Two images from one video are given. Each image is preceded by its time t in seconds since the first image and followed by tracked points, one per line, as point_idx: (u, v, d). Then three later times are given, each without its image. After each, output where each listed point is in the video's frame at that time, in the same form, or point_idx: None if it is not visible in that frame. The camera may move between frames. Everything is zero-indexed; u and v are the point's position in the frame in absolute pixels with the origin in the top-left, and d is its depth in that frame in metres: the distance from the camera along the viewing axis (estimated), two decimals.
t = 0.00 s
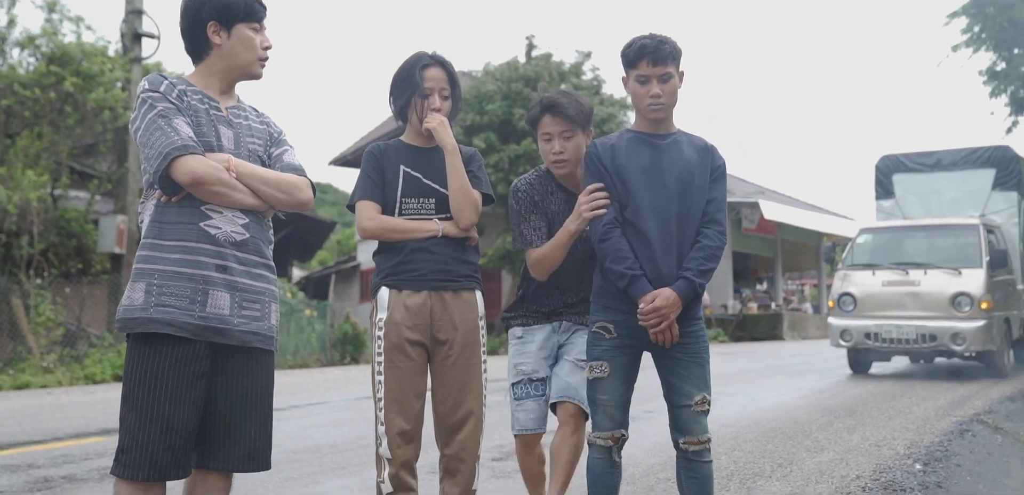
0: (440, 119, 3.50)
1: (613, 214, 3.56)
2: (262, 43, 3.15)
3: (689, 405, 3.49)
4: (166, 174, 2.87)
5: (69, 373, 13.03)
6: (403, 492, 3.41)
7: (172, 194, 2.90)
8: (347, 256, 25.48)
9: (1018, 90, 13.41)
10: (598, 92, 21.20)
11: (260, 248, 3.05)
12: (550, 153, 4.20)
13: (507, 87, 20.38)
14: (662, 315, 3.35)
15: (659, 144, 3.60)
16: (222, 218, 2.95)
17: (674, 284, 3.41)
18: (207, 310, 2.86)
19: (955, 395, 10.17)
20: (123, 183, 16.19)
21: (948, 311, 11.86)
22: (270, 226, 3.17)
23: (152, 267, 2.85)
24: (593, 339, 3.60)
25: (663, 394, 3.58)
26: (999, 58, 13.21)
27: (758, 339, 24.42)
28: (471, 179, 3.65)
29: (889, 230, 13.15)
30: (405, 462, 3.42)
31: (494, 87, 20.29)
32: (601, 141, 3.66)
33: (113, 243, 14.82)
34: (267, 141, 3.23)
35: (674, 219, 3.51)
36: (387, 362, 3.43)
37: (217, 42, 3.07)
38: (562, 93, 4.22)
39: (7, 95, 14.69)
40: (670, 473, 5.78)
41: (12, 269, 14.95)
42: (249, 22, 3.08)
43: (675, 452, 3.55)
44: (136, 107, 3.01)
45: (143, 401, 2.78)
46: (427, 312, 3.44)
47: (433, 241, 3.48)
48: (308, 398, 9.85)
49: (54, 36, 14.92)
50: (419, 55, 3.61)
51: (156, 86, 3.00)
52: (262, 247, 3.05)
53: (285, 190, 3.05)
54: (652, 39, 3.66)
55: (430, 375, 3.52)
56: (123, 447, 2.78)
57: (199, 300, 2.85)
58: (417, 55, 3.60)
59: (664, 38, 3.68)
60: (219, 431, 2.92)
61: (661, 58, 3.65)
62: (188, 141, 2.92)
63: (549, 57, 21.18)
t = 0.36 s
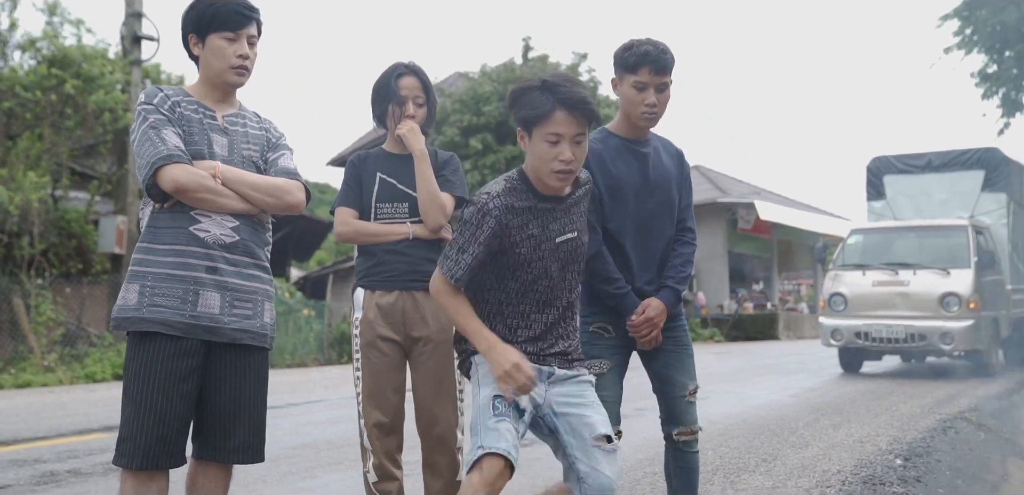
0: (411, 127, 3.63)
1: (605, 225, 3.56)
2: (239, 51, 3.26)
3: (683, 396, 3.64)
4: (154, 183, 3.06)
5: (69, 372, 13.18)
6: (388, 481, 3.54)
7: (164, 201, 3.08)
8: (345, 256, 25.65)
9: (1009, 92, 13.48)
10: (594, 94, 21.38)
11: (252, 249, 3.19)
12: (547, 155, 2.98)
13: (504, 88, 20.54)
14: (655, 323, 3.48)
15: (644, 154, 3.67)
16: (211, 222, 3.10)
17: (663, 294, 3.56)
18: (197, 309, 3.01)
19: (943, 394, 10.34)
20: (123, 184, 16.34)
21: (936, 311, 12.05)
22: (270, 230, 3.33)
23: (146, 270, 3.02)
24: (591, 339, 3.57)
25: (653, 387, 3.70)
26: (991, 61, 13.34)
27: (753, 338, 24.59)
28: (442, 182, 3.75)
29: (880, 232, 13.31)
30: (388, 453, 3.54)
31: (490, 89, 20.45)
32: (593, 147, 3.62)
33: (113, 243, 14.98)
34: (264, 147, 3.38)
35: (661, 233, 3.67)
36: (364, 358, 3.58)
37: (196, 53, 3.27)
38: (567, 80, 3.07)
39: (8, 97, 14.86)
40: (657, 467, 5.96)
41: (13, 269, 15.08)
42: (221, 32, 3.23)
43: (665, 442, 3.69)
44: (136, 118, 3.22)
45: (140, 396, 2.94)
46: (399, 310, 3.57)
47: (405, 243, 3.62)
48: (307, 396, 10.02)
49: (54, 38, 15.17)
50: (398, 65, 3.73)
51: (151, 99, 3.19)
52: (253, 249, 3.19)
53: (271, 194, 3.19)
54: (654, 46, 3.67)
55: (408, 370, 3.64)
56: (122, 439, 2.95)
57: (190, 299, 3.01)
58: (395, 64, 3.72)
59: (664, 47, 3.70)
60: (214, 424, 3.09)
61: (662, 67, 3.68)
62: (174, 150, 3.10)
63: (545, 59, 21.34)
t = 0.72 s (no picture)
0: (395, 124, 3.81)
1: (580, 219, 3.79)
2: (233, 54, 3.43)
3: (660, 382, 3.90)
4: (155, 179, 3.23)
5: (71, 369, 13.35)
6: (378, 462, 3.68)
7: (164, 196, 3.25)
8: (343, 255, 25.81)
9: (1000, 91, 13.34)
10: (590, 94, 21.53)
11: (248, 241, 3.36)
12: (659, 226, 2.63)
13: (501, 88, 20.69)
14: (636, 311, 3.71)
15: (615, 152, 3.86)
16: (209, 215, 3.27)
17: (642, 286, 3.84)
18: (196, 297, 3.18)
19: (930, 388, 10.52)
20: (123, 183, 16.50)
21: (926, 307, 12.21)
22: (266, 222, 3.50)
23: (148, 259, 3.19)
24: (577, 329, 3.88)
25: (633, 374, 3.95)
26: (984, 60, 13.11)
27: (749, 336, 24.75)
28: (426, 177, 3.93)
29: (871, 229, 13.48)
30: (377, 435, 3.71)
31: (487, 89, 20.59)
32: (562, 148, 3.83)
33: (114, 242, 15.16)
34: (260, 144, 3.56)
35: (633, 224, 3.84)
36: (352, 346, 3.75)
37: (194, 56, 3.44)
38: (708, 141, 2.65)
39: (10, 97, 15.04)
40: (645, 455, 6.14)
41: (14, 268, 15.23)
42: (215, 36, 3.41)
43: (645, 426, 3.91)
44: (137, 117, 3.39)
45: (142, 378, 3.10)
46: (385, 300, 3.72)
47: (391, 236, 3.78)
48: (305, 391, 10.18)
49: (55, 39, 15.41)
50: (380, 66, 3.91)
51: (152, 99, 3.36)
52: (249, 240, 3.36)
53: (268, 188, 3.37)
54: (612, 48, 3.79)
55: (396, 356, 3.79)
56: (126, 419, 3.11)
57: (189, 288, 3.17)
58: (378, 66, 3.90)
59: (623, 48, 3.81)
60: (213, 404, 3.25)
61: (622, 68, 3.79)
62: (173, 147, 3.27)
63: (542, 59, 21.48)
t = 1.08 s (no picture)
0: (389, 85, 3.93)
1: (558, 172, 3.79)
2: (224, 15, 3.55)
3: (639, 333, 3.72)
4: (152, 134, 3.36)
5: (70, 340, 13.52)
6: (372, 409, 3.83)
7: (160, 150, 3.38)
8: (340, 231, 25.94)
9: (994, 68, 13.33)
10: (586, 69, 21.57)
11: (243, 194, 3.51)
12: (722, 449, 2.17)
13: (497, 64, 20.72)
14: (603, 261, 3.63)
15: (598, 107, 3.81)
16: (205, 169, 3.41)
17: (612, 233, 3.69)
18: (194, 247, 3.32)
19: (917, 357, 10.68)
20: (120, 157, 16.59)
21: (913, 279, 12.06)
22: (260, 178, 3.63)
23: (147, 212, 3.32)
24: (552, 280, 3.74)
25: (612, 327, 3.78)
26: (978, 37, 13.11)
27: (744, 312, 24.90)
28: (420, 136, 4.05)
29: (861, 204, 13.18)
30: (372, 383, 3.85)
31: (483, 65, 20.59)
32: (543, 103, 3.83)
33: (112, 215, 15.29)
34: (253, 102, 3.67)
35: (614, 179, 3.80)
36: (350, 297, 3.87)
37: (187, 17, 3.57)
38: (771, 348, 2.13)
39: (7, 71, 15.11)
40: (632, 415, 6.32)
41: (12, 241, 15.34)
42: None
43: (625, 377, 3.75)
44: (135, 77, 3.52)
45: (144, 324, 3.24)
46: (382, 253, 3.86)
47: (387, 193, 3.92)
48: (303, 359, 10.34)
49: (52, 13, 15.44)
50: (374, 29, 4.02)
51: (149, 59, 3.49)
52: (244, 193, 3.51)
53: (261, 143, 3.49)
54: (597, 9, 3.77)
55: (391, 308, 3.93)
56: (130, 363, 3.25)
57: (187, 239, 3.32)
58: (372, 29, 4.01)
59: (609, 9, 3.78)
60: (213, 351, 3.41)
61: (605, 27, 3.75)
62: (169, 104, 3.40)
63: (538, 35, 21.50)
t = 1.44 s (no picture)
0: (385, 4, 3.99)
1: (554, 87, 3.85)
2: None
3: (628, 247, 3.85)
4: (144, 48, 3.43)
5: (63, 276, 13.59)
6: (367, 320, 3.98)
7: (153, 65, 3.46)
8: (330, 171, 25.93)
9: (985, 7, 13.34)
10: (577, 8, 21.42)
11: (235, 108, 3.60)
12: (670, 370, 1.97)
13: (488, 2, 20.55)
14: (596, 172, 3.69)
15: (595, 26, 3.89)
16: (197, 82, 3.49)
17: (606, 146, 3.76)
18: (189, 158, 3.42)
19: (899, 289, 10.86)
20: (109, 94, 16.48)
21: (898, 215, 11.22)
22: (252, 93, 3.72)
23: (141, 124, 3.40)
24: (546, 195, 3.85)
25: (603, 241, 3.92)
26: None
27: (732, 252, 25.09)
28: (415, 56, 4.12)
29: (848, 139, 12.33)
30: (367, 296, 3.98)
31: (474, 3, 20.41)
32: (543, 20, 3.90)
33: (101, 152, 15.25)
34: (244, 19, 3.74)
35: (609, 95, 3.87)
36: (347, 212, 3.97)
37: None
38: (707, 264, 1.96)
39: None
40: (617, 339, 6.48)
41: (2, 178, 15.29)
42: None
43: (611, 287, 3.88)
44: None
45: (143, 233, 3.35)
46: (378, 169, 3.96)
47: (382, 110, 4.01)
48: (294, 292, 10.47)
49: None
50: None
51: None
52: (236, 107, 3.60)
53: (251, 58, 3.57)
54: None
55: (386, 223, 4.05)
56: (129, 270, 3.37)
57: (181, 150, 3.41)
58: None
59: None
60: (210, 260, 3.53)
61: None
62: (161, 19, 3.46)
63: None
